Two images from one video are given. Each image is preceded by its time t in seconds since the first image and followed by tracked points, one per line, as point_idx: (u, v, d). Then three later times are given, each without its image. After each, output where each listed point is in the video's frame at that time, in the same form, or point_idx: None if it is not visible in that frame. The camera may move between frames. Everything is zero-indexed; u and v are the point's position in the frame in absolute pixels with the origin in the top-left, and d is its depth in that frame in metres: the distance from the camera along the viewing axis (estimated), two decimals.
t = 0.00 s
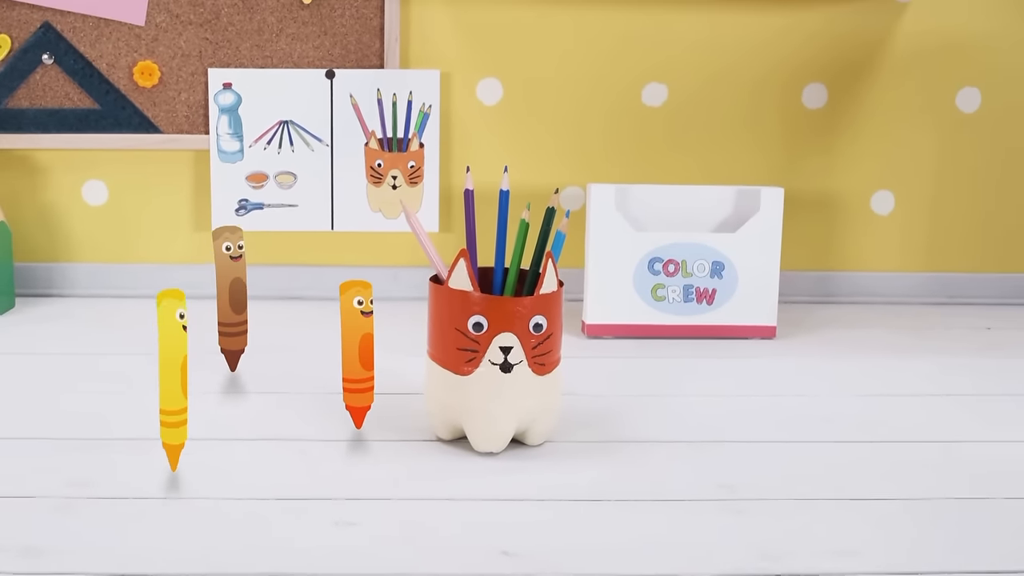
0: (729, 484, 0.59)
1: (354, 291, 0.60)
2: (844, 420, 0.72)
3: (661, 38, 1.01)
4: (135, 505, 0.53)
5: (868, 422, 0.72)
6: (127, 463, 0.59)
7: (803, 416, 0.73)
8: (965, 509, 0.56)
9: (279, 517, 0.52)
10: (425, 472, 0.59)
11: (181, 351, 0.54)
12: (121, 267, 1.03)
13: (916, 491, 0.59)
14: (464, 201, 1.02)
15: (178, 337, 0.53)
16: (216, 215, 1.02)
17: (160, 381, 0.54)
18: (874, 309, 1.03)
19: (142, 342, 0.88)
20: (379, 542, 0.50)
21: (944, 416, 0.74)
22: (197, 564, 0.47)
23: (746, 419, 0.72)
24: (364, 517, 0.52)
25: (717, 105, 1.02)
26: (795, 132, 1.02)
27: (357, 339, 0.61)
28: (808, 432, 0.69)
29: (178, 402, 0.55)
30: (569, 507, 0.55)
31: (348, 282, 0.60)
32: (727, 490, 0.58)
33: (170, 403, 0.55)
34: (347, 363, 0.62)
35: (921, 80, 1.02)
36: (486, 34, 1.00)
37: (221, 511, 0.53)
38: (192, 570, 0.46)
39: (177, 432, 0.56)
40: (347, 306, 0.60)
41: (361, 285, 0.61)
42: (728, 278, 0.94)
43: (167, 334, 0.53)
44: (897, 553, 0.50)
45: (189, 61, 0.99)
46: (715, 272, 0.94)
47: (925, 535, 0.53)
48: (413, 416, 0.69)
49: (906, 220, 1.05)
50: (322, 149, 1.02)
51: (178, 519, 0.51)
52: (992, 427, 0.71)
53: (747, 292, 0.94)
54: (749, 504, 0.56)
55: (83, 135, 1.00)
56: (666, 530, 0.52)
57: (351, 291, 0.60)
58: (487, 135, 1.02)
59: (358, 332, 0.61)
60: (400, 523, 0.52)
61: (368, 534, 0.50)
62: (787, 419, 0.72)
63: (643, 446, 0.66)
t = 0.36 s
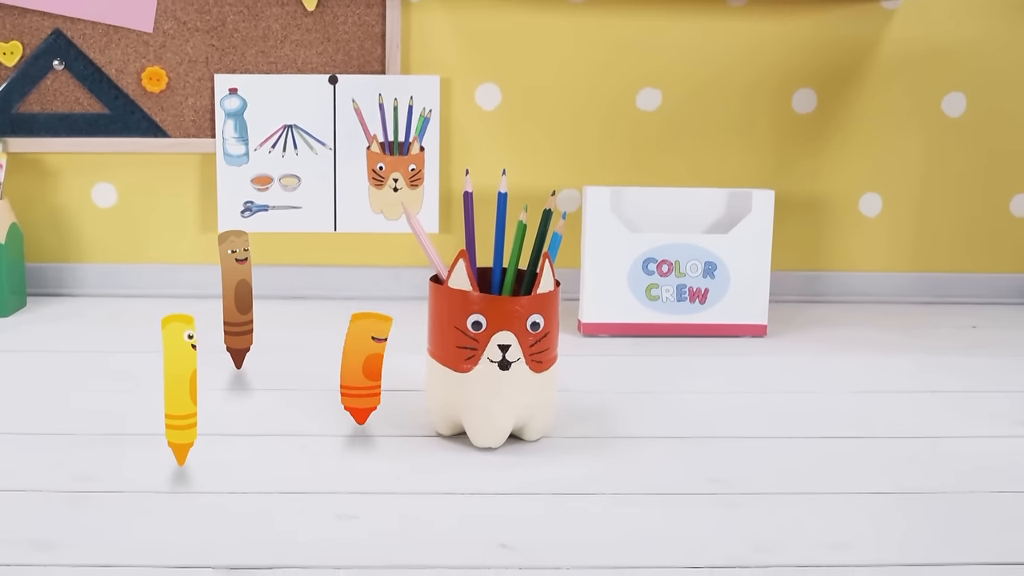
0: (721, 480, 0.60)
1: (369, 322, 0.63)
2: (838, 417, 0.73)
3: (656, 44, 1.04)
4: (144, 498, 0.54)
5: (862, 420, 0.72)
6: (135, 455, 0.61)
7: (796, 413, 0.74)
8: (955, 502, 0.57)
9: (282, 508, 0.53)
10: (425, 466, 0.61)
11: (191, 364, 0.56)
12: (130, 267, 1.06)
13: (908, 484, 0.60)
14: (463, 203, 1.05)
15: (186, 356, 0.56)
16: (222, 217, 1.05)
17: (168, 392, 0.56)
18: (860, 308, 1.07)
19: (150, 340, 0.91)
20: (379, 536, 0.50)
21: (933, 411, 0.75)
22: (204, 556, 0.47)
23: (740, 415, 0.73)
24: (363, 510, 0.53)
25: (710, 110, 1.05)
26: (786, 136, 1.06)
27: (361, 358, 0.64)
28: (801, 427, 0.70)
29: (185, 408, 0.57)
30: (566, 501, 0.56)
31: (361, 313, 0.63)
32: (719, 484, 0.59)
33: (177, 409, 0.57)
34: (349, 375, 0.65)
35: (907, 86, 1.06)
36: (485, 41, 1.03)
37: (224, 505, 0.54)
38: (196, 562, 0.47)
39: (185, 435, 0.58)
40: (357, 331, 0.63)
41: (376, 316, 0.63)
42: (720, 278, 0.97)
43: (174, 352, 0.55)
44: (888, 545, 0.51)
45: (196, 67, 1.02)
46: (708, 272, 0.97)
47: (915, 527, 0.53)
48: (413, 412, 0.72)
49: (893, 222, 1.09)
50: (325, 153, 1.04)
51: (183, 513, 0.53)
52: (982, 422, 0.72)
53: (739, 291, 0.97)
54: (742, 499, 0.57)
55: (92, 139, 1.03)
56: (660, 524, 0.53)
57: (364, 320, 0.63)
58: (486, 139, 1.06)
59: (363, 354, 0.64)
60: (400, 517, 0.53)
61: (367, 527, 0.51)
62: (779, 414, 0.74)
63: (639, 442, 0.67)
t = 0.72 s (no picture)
0: (716, 474, 0.62)
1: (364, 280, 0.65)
2: (828, 413, 0.75)
3: (652, 50, 1.08)
4: (155, 492, 0.57)
5: (853, 416, 0.74)
6: (144, 453, 0.63)
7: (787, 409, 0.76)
8: (942, 496, 0.59)
9: (287, 504, 0.56)
10: (425, 461, 0.63)
11: (196, 362, 0.58)
12: (137, 267, 1.09)
13: (896, 478, 0.61)
14: (462, 205, 1.08)
15: (192, 354, 0.58)
16: (227, 218, 1.08)
17: (174, 387, 0.58)
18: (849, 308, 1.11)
19: (157, 338, 0.93)
20: (381, 529, 0.52)
21: (922, 407, 0.77)
22: (215, 549, 0.50)
23: (732, 410, 0.75)
24: (366, 505, 0.56)
25: (704, 114, 1.09)
26: (777, 140, 1.11)
27: (373, 323, 0.66)
28: (791, 423, 0.72)
29: (190, 405, 0.59)
30: (562, 496, 0.58)
31: (356, 273, 0.64)
32: (714, 479, 0.61)
33: (184, 406, 0.59)
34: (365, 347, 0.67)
35: (893, 91, 1.11)
36: (485, 45, 1.07)
37: (231, 500, 0.56)
38: (205, 556, 0.49)
39: (191, 430, 0.60)
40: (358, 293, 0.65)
41: (369, 272, 0.65)
42: (713, 278, 0.99)
43: (180, 350, 0.57)
44: (877, 539, 0.52)
45: (201, 72, 1.05)
46: (701, 272, 0.99)
47: (904, 522, 0.55)
48: (412, 409, 0.74)
49: (881, 223, 1.14)
50: (327, 155, 1.07)
51: (191, 508, 0.55)
52: (971, 419, 0.74)
53: (731, 291, 0.99)
54: (737, 493, 0.58)
55: (99, 143, 1.06)
56: (660, 517, 0.55)
57: (361, 281, 0.64)
58: (485, 143, 1.09)
59: (374, 315, 0.66)
60: (401, 511, 0.55)
61: (371, 521, 0.53)
62: (771, 409, 0.76)
63: (635, 438, 0.68)
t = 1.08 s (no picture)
0: (716, 474, 0.62)
1: (330, 292, 0.66)
2: (828, 412, 0.75)
3: (651, 50, 1.08)
4: (155, 491, 0.57)
5: (851, 416, 0.74)
6: (144, 452, 0.63)
7: (788, 409, 0.76)
8: (941, 496, 0.59)
9: (286, 504, 0.55)
10: (425, 461, 0.63)
11: (196, 363, 0.58)
12: (137, 267, 1.09)
13: (896, 479, 0.61)
14: (462, 205, 1.08)
15: (192, 354, 0.58)
16: (227, 218, 1.08)
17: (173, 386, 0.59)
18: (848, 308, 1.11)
19: (157, 338, 0.93)
20: (381, 529, 0.53)
21: (922, 407, 0.77)
22: (214, 549, 0.50)
23: (731, 409, 0.76)
24: (365, 505, 0.56)
25: (704, 113, 1.09)
26: (777, 140, 1.11)
27: (339, 336, 0.67)
28: (791, 423, 0.72)
29: (190, 405, 0.59)
30: (561, 496, 0.58)
31: (321, 286, 0.67)
32: (714, 479, 0.61)
33: (184, 405, 0.59)
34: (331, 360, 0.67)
35: (893, 91, 1.11)
36: (484, 45, 1.07)
37: (231, 500, 0.56)
38: (205, 556, 0.49)
39: (191, 430, 0.60)
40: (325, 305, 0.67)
41: (336, 285, 0.67)
42: (713, 277, 0.99)
43: (180, 350, 0.58)
44: (877, 539, 0.52)
45: (201, 72, 1.05)
46: (701, 272, 0.99)
47: (904, 522, 0.55)
48: (412, 409, 0.74)
49: (881, 223, 1.14)
50: (327, 155, 1.07)
51: (191, 507, 0.55)
52: (971, 419, 0.74)
53: (731, 291, 0.99)
54: (736, 493, 0.58)
55: (100, 143, 1.06)
56: (660, 517, 0.55)
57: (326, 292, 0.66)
58: (485, 143, 1.09)
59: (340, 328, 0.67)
60: (400, 511, 0.55)
61: (370, 521, 0.54)
62: (770, 409, 0.76)
63: (635, 437, 0.68)
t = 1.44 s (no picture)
0: (716, 474, 0.62)
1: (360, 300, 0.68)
2: (827, 412, 0.75)
3: (651, 50, 1.08)
4: (155, 491, 0.57)
5: (851, 415, 0.74)
6: (145, 452, 0.63)
7: (787, 409, 0.76)
8: (941, 496, 0.59)
9: (286, 504, 0.56)
10: (425, 461, 0.63)
11: (195, 361, 0.57)
12: (137, 267, 1.09)
13: (895, 479, 0.61)
14: (462, 205, 1.08)
15: (191, 353, 0.57)
16: (227, 218, 1.08)
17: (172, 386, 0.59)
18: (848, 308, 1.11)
19: (157, 337, 0.93)
20: (381, 529, 0.53)
21: (921, 407, 0.77)
22: (214, 550, 0.50)
23: (731, 408, 0.76)
24: (365, 506, 0.56)
25: (704, 113, 1.09)
26: (777, 140, 1.11)
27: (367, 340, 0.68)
28: (790, 423, 0.72)
29: (189, 406, 0.59)
30: (561, 496, 0.58)
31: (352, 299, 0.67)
32: (714, 479, 0.61)
33: (182, 406, 0.59)
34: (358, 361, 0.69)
35: (893, 91, 1.11)
36: (484, 45, 1.07)
37: (230, 500, 0.56)
38: (205, 556, 0.49)
39: (191, 430, 0.60)
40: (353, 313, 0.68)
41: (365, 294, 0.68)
42: (713, 277, 0.99)
43: (178, 351, 0.57)
44: (877, 539, 0.52)
45: (201, 72, 1.05)
46: (701, 272, 0.99)
47: (904, 523, 0.55)
48: (411, 409, 0.74)
49: (880, 223, 1.14)
50: (327, 155, 1.07)
51: (192, 506, 0.55)
52: (971, 419, 0.74)
53: (731, 291, 0.99)
54: (736, 493, 0.58)
55: (100, 143, 1.06)
56: (660, 517, 0.55)
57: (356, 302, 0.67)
58: (485, 143, 1.09)
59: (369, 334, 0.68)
60: (400, 511, 0.55)
61: (370, 521, 0.54)
62: (770, 409, 0.76)
63: (635, 437, 0.69)
